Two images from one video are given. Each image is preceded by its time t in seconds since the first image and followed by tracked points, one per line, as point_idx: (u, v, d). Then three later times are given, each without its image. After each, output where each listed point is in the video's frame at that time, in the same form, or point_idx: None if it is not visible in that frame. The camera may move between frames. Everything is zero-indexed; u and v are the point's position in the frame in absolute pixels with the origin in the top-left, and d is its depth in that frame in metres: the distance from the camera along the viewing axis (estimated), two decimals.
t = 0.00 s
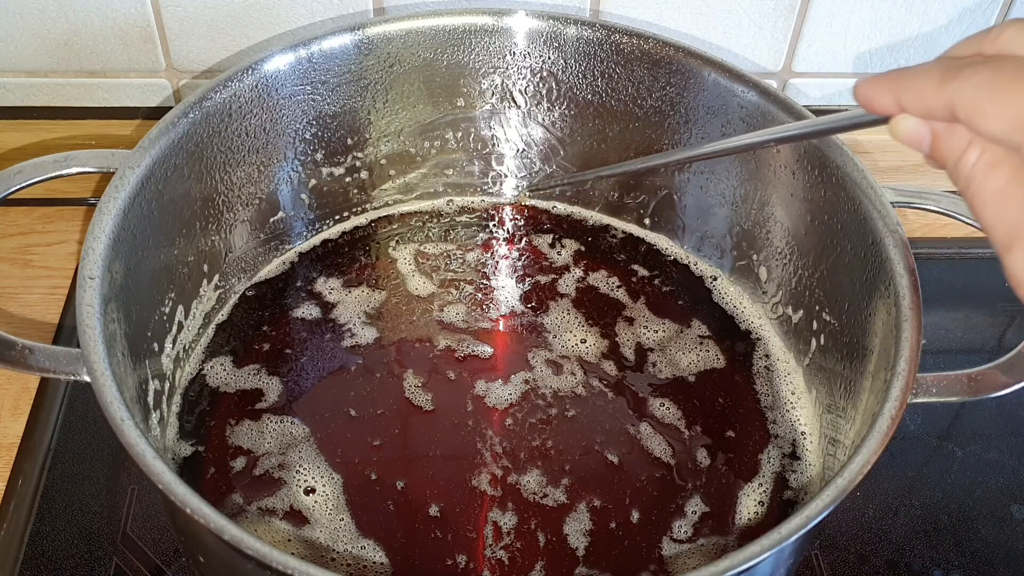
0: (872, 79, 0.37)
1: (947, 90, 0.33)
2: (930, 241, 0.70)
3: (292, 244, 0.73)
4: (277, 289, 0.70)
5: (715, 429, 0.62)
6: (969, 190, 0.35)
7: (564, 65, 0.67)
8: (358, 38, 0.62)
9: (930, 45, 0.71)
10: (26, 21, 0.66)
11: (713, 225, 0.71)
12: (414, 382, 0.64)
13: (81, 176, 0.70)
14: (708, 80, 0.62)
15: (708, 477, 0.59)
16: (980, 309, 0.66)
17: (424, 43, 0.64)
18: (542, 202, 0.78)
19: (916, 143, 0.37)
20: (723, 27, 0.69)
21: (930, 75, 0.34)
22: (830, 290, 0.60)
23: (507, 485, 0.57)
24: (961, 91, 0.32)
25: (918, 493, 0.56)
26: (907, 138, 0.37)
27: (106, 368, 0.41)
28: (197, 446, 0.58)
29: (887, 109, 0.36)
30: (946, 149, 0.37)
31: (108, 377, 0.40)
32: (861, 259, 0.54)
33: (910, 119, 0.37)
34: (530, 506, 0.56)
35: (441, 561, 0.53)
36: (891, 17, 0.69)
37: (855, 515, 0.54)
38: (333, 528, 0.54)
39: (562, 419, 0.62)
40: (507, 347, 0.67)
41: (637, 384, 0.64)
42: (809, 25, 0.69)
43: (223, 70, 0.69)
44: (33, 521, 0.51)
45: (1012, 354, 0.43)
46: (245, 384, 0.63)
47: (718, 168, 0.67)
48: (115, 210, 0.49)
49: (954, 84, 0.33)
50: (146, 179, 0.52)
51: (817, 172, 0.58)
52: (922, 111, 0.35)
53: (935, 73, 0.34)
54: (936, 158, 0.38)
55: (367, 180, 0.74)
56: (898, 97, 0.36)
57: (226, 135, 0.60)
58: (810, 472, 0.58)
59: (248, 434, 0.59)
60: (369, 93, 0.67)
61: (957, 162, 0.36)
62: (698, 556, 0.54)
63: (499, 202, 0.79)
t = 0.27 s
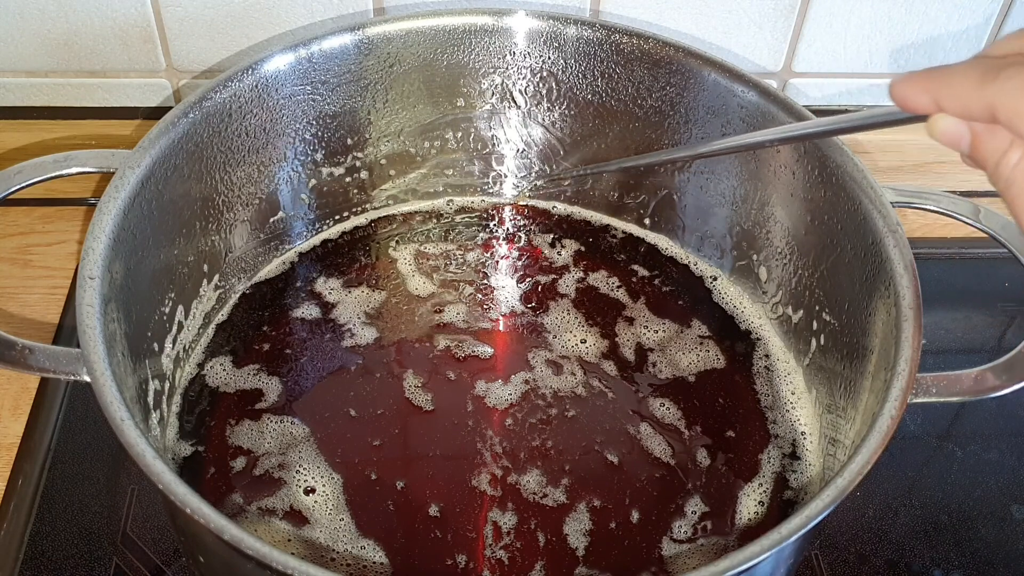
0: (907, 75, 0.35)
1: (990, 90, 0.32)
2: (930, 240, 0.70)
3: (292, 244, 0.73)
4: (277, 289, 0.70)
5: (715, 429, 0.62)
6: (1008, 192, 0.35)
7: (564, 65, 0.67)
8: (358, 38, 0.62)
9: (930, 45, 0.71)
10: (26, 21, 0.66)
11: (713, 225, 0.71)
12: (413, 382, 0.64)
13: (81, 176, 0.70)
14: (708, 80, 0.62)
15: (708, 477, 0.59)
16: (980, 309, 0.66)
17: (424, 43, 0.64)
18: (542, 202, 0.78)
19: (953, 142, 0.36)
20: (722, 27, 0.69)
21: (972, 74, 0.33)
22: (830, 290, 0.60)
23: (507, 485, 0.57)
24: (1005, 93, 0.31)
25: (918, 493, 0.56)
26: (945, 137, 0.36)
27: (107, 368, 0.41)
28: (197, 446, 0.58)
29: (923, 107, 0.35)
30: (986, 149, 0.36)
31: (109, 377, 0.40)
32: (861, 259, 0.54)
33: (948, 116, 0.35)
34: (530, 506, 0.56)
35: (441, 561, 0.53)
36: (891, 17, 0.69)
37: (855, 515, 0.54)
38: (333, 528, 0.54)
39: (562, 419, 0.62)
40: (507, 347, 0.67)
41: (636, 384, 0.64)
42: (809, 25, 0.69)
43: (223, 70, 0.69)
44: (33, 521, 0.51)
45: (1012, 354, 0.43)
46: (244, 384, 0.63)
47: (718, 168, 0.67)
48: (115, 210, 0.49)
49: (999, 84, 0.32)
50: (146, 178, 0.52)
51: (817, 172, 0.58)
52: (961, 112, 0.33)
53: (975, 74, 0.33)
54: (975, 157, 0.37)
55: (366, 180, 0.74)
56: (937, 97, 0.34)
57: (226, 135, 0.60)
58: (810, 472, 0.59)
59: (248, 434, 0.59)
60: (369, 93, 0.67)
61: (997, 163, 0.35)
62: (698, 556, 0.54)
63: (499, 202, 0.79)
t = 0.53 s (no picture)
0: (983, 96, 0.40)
1: None
2: (930, 240, 0.70)
3: (292, 244, 0.73)
4: (277, 289, 0.70)
5: (715, 429, 0.62)
6: None
7: (564, 65, 0.67)
8: (358, 38, 0.62)
9: (930, 44, 0.71)
10: (27, 21, 0.66)
11: (713, 225, 0.71)
12: (413, 382, 0.64)
13: (81, 176, 0.70)
14: (708, 80, 0.62)
15: (708, 477, 0.59)
16: (980, 309, 0.66)
17: (424, 44, 0.64)
18: (542, 202, 0.78)
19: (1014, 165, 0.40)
20: (723, 27, 0.69)
21: None
22: (830, 290, 0.60)
23: (507, 484, 0.57)
24: None
25: (918, 493, 0.56)
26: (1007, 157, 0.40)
27: (107, 368, 0.41)
28: (197, 446, 0.58)
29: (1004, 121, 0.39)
30: None
31: (108, 377, 0.40)
32: (860, 259, 0.54)
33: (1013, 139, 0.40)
34: (530, 506, 0.56)
35: (441, 561, 0.53)
36: (890, 18, 0.69)
37: (855, 515, 0.54)
38: (333, 528, 0.54)
39: (562, 419, 0.62)
40: (507, 347, 0.67)
41: (637, 384, 0.64)
42: (809, 25, 0.69)
43: (223, 70, 0.69)
44: (33, 521, 0.51)
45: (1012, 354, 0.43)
46: (244, 384, 0.63)
47: (718, 168, 0.68)
48: (115, 210, 0.49)
49: None
50: (145, 178, 0.52)
51: (816, 172, 0.58)
52: None
53: None
54: None
55: (366, 180, 0.74)
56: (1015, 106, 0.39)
57: (226, 135, 0.60)
58: (810, 472, 0.59)
59: (248, 434, 0.59)
60: (369, 93, 0.67)
61: None
62: (698, 556, 0.54)
63: (499, 202, 0.79)
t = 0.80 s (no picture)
0: None
1: None
2: (930, 240, 0.70)
3: (292, 244, 0.73)
4: (277, 289, 0.70)
5: (715, 429, 0.62)
6: None
7: (564, 65, 0.67)
8: (358, 38, 0.62)
9: (930, 44, 0.71)
10: (27, 21, 0.66)
11: (713, 225, 0.71)
12: (414, 382, 0.64)
13: (81, 176, 0.70)
14: (708, 81, 0.62)
15: (708, 477, 0.59)
16: (980, 309, 0.66)
17: (424, 43, 0.64)
18: (542, 202, 0.78)
19: None
20: (723, 27, 0.69)
21: None
22: (830, 290, 0.60)
23: (507, 485, 0.57)
24: None
25: (918, 493, 0.56)
26: None
27: (107, 368, 0.41)
28: (197, 446, 0.58)
29: None
30: None
31: (108, 377, 0.40)
32: (860, 259, 0.54)
33: None
34: (531, 506, 0.56)
35: (441, 561, 0.53)
36: (890, 17, 0.69)
37: (855, 515, 0.54)
38: (333, 529, 0.54)
39: (562, 419, 0.62)
40: (507, 347, 0.67)
41: (637, 385, 0.64)
42: (809, 25, 0.69)
43: (223, 70, 0.69)
44: (33, 521, 0.51)
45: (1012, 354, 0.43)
46: (244, 384, 0.63)
47: (718, 168, 0.68)
48: (115, 210, 0.49)
49: None
50: (145, 179, 0.52)
51: (816, 172, 0.58)
52: None
53: None
54: None
55: (366, 180, 0.74)
56: None
57: (226, 135, 0.60)
58: (810, 472, 0.59)
59: (249, 434, 0.59)
60: (369, 93, 0.67)
61: None
62: (699, 556, 0.54)
63: (499, 202, 0.78)
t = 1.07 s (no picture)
0: None
1: None
2: (931, 240, 0.70)
3: (292, 244, 0.73)
4: (277, 289, 0.70)
5: (715, 429, 0.62)
6: None
7: (564, 65, 0.67)
8: (358, 38, 0.62)
9: (930, 44, 0.71)
10: (27, 21, 0.66)
11: (713, 225, 0.71)
12: (414, 382, 0.64)
13: (81, 176, 0.70)
14: (708, 81, 0.62)
15: (708, 477, 0.59)
16: (980, 309, 0.66)
17: (424, 44, 0.64)
18: (542, 202, 0.78)
19: None
20: (723, 27, 0.69)
21: None
22: (830, 290, 0.60)
23: (507, 485, 0.57)
24: None
25: (918, 493, 0.56)
26: None
27: (107, 368, 0.41)
28: (197, 446, 0.58)
29: None
30: None
31: (108, 377, 0.40)
32: (860, 259, 0.54)
33: None
34: (531, 506, 0.56)
35: (441, 561, 0.53)
36: (891, 17, 0.69)
37: (855, 515, 0.54)
38: (333, 529, 0.54)
39: (562, 419, 0.62)
40: (507, 347, 0.67)
41: (637, 385, 0.64)
42: (809, 25, 0.69)
43: (223, 70, 0.69)
44: (33, 522, 0.51)
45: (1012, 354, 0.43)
46: (244, 384, 0.63)
47: (718, 168, 0.68)
48: (115, 210, 0.49)
49: None
50: (146, 179, 0.52)
51: (816, 172, 0.58)
52: None
53: None
54: None
55: (366, 180, 0.74)
56: None
57: (226, 135, 0.60)
58: (810, 472, 0.59)
59: (249, 434, 0.59)
60: (369, 93, 0.67)
61: None
62: (699, 556, 0.54)
63: (499, 202, 0.78)
